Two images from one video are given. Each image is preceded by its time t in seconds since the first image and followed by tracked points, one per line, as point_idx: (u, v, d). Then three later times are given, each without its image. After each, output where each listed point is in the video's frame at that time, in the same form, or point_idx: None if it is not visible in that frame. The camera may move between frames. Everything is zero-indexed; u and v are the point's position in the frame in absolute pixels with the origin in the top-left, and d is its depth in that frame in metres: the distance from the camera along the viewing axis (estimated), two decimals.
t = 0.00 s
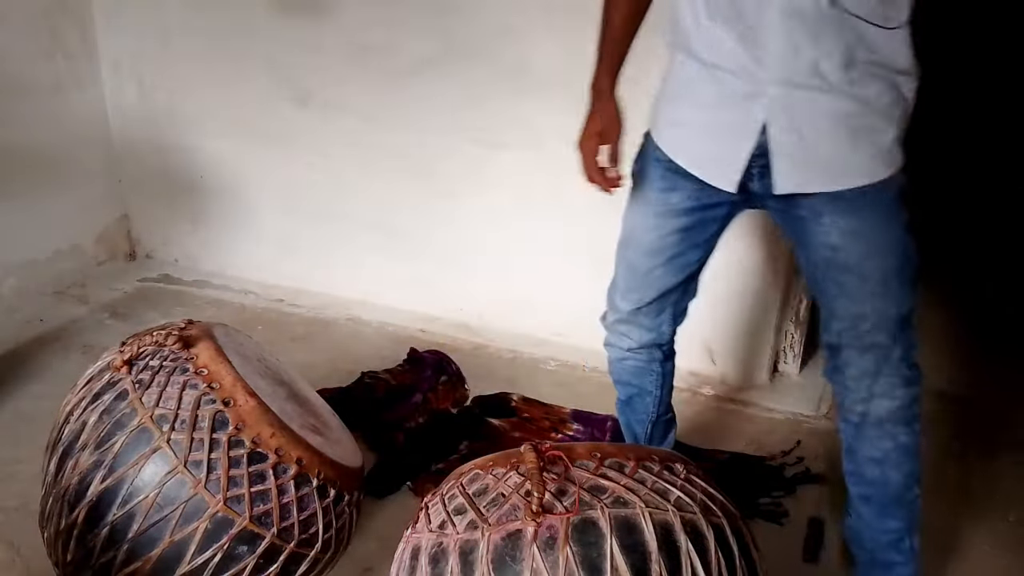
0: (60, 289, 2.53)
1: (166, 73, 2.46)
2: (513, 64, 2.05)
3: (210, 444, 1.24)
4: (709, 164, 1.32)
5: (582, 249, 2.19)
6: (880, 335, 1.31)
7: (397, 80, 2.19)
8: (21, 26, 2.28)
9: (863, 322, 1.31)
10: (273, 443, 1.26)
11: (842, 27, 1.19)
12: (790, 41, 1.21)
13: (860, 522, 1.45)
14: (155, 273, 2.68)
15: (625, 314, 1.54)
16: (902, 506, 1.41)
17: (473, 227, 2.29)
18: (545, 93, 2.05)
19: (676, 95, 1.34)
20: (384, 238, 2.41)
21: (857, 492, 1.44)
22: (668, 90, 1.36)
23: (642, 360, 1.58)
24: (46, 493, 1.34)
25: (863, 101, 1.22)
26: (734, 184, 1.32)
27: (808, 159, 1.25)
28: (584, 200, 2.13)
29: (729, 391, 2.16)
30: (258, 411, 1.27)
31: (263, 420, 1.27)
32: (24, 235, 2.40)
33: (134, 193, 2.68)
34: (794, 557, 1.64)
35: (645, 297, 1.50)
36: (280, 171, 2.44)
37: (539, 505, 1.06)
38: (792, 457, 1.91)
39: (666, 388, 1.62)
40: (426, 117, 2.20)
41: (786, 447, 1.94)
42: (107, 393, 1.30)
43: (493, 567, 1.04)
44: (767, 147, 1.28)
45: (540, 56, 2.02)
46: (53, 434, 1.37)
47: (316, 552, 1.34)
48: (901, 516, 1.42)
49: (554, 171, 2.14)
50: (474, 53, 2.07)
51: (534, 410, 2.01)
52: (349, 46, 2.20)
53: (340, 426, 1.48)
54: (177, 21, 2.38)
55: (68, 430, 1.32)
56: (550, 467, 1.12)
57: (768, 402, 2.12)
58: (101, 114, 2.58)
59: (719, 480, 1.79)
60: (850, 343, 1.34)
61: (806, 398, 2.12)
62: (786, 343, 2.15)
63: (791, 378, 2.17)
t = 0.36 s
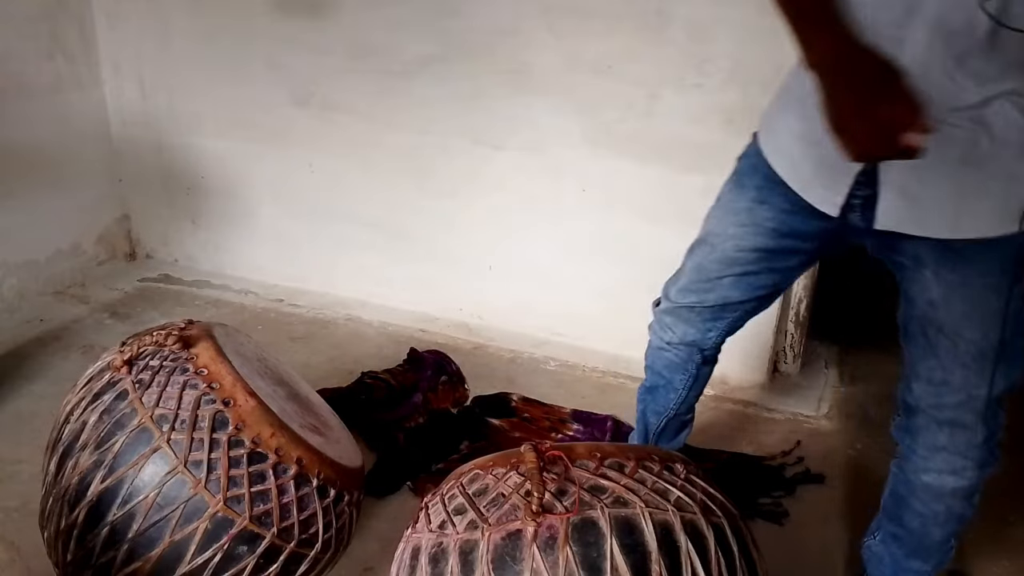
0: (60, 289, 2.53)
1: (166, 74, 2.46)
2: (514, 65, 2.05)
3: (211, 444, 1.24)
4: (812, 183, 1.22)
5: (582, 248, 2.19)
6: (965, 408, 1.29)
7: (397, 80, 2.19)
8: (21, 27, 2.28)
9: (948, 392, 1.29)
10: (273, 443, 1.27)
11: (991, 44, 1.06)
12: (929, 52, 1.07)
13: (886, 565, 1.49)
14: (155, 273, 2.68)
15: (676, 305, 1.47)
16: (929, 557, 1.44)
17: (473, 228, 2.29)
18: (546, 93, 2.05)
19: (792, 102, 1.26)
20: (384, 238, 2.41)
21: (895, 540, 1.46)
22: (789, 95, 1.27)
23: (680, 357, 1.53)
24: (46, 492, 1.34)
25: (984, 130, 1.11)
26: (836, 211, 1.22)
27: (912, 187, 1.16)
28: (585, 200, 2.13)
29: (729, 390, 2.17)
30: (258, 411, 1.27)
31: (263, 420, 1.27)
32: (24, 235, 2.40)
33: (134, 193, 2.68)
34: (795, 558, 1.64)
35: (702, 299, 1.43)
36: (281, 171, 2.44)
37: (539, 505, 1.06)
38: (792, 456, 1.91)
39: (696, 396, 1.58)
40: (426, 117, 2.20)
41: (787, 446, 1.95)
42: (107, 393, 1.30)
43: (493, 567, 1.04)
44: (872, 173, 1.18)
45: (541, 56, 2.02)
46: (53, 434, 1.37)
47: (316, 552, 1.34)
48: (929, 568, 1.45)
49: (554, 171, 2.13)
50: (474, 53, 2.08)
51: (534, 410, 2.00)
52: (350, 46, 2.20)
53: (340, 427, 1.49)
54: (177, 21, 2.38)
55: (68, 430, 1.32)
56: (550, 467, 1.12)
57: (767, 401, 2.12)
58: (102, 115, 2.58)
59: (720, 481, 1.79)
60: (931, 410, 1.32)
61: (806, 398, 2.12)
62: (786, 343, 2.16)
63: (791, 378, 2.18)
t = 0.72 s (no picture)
0: (60, 289, 2.53)
1: (167, 74, 2.47)
2: (514, 65, 2.06)
3: (211, 444, 1.24)
4: (872, 196, 1.17)
5: (582, 249, 2.20)
6: (982, 421, 1.32)
7: (397, 80, 2.19)
8: (21, 27, 2.28)
9: (965, 405, 1.31)
10: (274, 442, 1.27)
11: None
12: None
13: (889, 559, 1.53)
14: (156, 273, 2.68)
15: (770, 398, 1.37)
16: (931, 551, 1.48)
17: (473, 229, 2.30)
18: (545, 94, 2.06)
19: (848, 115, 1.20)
20: (384, 238, 2.41)
21: (897, 532, 1.50)
22: (846, 97, 1.22)
23: (814, 452, 1.38)
24: (48, 492, 1.34)
25: None
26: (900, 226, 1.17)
27: (985, 206, 1.13)
28: (585, 201, 2.14)
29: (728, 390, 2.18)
30: (259, 411, 1.28)
31: (264, 420, 1.28)
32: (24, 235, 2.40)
33: (134, 193, 2.69)
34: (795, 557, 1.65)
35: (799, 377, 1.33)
36: (281, 172, 2.45)
37: (539, 505, 1.06)
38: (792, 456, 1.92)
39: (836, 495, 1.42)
40: (426, 117, 2.21)
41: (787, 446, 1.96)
42: (108, 393, 1.31)
43: (493, 566, 1.05)
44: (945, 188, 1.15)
45: (541, 56, 2.02)
46: (55, 434, 1.37)
47: (316, 552, 1.34)
48: (932, 565, 1.49)
49: (554, 172, 2.14)
50: (473, 54, 2.08)
51: (534, 410, 2.01)
52: (350, 47, 2.20)
53: (341, 427, 1.49)
54: (177, 21, 2.38)
55: (69, 430, 1.32)
56: (550, 466, 1.13)
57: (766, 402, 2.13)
58: (102, 114, 2.59)
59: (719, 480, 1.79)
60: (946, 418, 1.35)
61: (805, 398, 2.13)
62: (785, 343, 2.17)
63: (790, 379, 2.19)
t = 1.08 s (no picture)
0: (60, 289, 2.53)
1: (166, 74, 2.47)
2: (514, 65, 2.05)
3: (211, 444, 1.24)
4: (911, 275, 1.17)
5: (582, 249, 2.19)
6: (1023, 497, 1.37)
7: (397, 80, 2.19)
8: (21, 27, 2.28)
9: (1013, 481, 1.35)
10: (273, 443, 1.27)
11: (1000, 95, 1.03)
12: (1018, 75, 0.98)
13: None
14: (155, 273, 2.68)
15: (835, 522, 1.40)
16: None
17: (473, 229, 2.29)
18: (545, 94, 2.05)
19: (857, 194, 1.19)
20: (384, 238, 2.41)
21: None
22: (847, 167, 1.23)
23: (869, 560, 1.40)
24: (46, 493, 1.34)
25: None
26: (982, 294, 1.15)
27: None
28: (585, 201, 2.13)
29: (728, 390, 2.17)
30: (258, 411, 1.27)
31: (263, 420, 1.27)
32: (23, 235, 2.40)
33: (134, 193, 2.68)
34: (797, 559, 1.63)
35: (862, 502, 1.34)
36: (281, 172, 2.44)
37: (539, 505, 1.06)
38: (792, 456, 1.91)
39: None
40: (426, 117, 2.20)
41: (787, 446, 1.95)
42: (107, 393, 1.30)
43: (493, 567, 1.04)
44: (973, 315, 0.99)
45: (541, 56, 2.02)
46: (53, 434, 1.37)
47: (316, 552, 1.34)
48: None
49: (554, 172, 2.13)
50: (473, 54, 2.08)
51: (534, 410, 2.01)
52: (350, 46, 2.20)
53: (341, 427, 1.49)
54: (177, 21, 2.38)
55: (68, 430, 1.32)
56: (550, 467, 1.12)
57: (767, 402, 2.12)
58: (101, 114, 2.58)
59: (720, 481, 1.78)
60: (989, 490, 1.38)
61: (806, 398, 2.12)
62: (785, 343, 2.17)
63: (790, 378, 2.19)
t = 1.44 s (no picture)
0: (59, 289, 2.53)
1: (166, 74, 2.47)
2: (514, 64, 2.05)
3: (210, 444, 1.24)
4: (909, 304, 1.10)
5: (582, 249, 2.19)
6: None
7: (397, 80, 2.19)
8: (21, 28, 2.28)
9: None
10: (273, 443, 1.27)
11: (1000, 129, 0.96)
12: None
13: None
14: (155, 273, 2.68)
15: (848, 564, 1.33)
16: None
17: (473, 229, 2.29)
18: (546, 94, 2.05)
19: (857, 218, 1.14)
20: (384, 238, 2.41)
21: None
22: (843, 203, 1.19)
23: None
24: (46, 493, 1.34)
25: None
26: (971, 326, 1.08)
27: None
28: (585, 201, 2.13)
29: (728, 390, 2.17)
30: (258, 411, 1.27)
31: (263, 420, 1.27)
32: (24, 235, 2.40)
33: (134, 193, 2.69)
34: (797, 559, 1.63)
35: (879, 548, 1.29)
36: (280, 172, 2.44)
37: (539, 505, 1.06)
38: (792, 457, 1.91)
39: None
40: (426, 117, 2.20)
41: (787, 447, 1.95)
42: (107, 393, 1.30)
43: (493, 567, 1.04)
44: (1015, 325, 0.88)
45: (541, 56, 2.02)
46: (53, 434, 1.37)
47: (316, 552, 1.34)
48: None
49: (554, 172, 2.13)
50: (473, 53, 2.08)
51: (534, 411, 2.01)
52: (350, 46, 2.20)
53: (341, 427, 1.49)
54: (177, 22, 2.38)
55: (68, 430, 1.32)
56: (550, 467, 1.12)
57: (767, 402, 2.12)
58: (101, 114, 2.58)
59: (719, 480, 1.79)
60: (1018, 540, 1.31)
61: (806, 398, 2.13)
62: (785, 343, 2.17)
63: (790, 378, 2.19)
